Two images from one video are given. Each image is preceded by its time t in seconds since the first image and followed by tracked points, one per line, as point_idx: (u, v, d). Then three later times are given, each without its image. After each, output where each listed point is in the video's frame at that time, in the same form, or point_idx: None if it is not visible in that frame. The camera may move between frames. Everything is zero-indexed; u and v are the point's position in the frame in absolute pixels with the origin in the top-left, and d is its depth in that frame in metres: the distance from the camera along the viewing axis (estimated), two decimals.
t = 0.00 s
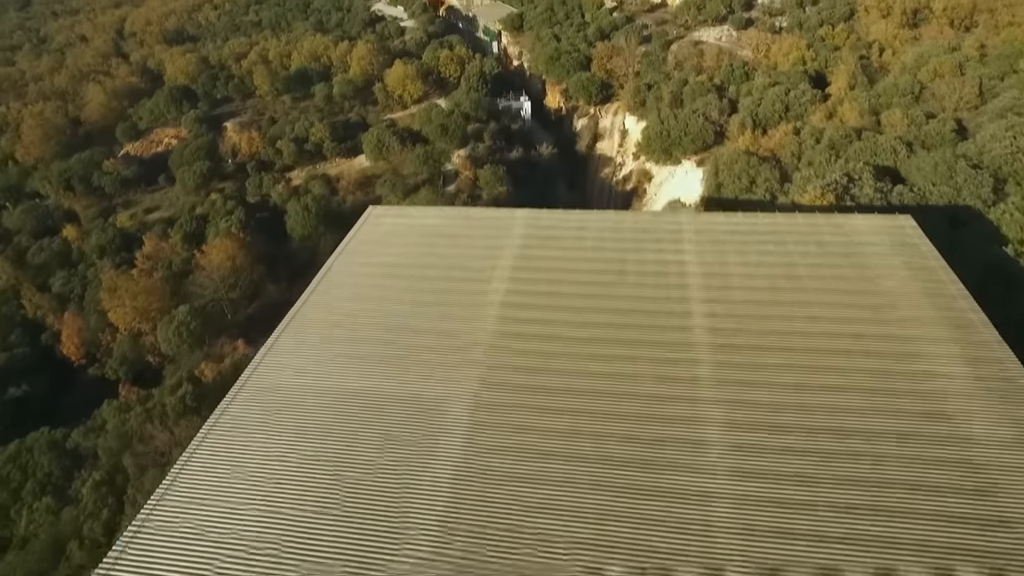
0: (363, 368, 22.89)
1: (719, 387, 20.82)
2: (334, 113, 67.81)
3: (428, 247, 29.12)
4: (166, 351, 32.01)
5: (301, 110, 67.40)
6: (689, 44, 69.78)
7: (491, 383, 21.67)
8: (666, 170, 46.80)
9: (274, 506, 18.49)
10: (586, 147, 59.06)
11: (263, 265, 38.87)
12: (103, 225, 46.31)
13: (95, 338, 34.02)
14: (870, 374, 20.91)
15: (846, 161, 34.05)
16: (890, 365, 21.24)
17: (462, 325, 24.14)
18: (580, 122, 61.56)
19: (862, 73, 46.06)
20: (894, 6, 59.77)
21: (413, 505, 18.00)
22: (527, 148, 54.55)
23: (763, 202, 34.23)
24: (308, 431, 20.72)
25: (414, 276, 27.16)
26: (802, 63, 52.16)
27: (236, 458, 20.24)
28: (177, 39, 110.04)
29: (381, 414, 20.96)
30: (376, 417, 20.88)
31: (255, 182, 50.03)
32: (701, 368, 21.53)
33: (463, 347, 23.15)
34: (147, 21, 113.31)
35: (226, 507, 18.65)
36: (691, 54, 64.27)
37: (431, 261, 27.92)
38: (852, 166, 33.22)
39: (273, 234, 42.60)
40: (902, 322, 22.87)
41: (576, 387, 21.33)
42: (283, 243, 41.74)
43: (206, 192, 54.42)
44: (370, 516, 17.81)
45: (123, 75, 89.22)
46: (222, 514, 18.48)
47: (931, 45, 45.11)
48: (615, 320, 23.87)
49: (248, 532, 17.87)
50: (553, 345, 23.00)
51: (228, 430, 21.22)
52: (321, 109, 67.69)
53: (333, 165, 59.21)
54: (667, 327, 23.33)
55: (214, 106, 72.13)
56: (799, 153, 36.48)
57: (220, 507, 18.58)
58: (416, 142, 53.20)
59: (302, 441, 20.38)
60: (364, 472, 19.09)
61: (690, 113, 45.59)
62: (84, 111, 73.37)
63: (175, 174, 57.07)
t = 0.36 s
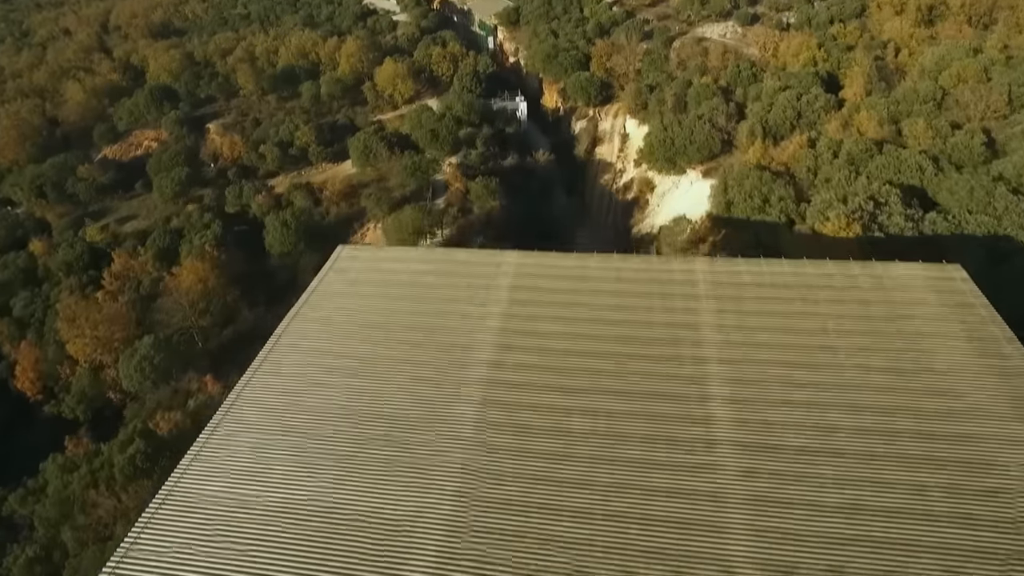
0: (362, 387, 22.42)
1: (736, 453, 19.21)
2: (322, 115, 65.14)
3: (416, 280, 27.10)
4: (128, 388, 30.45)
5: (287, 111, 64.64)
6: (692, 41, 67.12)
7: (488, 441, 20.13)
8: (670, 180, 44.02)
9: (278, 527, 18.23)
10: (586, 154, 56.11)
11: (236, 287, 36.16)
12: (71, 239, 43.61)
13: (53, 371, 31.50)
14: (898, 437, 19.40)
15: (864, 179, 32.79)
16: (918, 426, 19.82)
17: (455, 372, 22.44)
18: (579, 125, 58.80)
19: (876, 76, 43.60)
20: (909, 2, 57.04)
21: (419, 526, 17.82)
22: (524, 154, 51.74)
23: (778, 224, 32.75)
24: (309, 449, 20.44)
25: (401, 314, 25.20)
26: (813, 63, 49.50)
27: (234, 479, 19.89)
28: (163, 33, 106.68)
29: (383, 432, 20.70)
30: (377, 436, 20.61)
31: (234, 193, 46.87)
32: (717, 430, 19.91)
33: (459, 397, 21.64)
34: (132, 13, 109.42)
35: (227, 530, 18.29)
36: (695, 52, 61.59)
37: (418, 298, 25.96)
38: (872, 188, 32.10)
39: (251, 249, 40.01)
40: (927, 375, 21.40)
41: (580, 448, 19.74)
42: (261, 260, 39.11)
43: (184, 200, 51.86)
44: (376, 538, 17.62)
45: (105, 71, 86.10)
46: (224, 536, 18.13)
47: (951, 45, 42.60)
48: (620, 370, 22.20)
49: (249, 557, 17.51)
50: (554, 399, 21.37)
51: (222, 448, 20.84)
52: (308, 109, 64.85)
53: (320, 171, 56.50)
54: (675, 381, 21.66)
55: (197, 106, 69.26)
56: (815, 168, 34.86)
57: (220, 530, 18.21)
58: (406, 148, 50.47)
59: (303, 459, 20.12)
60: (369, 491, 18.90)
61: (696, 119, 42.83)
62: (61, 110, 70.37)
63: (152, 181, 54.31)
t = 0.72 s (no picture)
0: (358, 415, 22.30)
1: (764, 553, 17.58)
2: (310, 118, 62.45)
3: (411, 327, 25.60)
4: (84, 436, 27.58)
5: (273, 114, 61.90)
6: (695, 40, 64.46)
7: (488, 509, 19.15)
8: (675, 193, 41.30)
9: (290, 537, 19.03)
10: (584, 161, 53.27)
11: (208, 315, 33.62)
12: (35, 255, 40.71)
13: (4, 411, 28.82)
14: (940, 531, 17.78)
15: (886, 202, 31.73)
16: (944, 498, 18.69)
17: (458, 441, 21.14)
18: (578, 130, 56.02)
19: (893, 83, 41.13)
20: None
21: (425, 535, 18.68)
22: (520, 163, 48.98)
23: (794, 253, 31.47)
24: (311, 480, 20.52)
25: (395, 365, 23.84)
26: (825, 65, 46.87)
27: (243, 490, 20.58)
28: (149, 29, 103.42)
29: (386, 442, 21.36)
30: (381, 446, 21.29)
31: (213, 204, 44.52)
32: (743, 522, 18.35)
33: (459, 460, 20.61)
34: (117, 7, 105.79)
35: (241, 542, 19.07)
36: (699, 53, 58.97)
37: (413, 347, 24.49)
38: (900, 215, 31.09)
39: (228, 269, 37.37)
40: (955, 441, 20.15)
41: (588, 522, 18.64)
42: (236, 283, 36.42)
43: (162, 211, 49.29)
44: (384, 548, 18.46)
45: (85, 71, 83.01)
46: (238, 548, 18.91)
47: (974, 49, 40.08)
48: (630, 437, 20.95)
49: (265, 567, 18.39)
50: (559, 466, 20.21)
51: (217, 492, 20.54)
52: (294, 112, 62.04)
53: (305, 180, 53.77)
54: (686, 446, 20.61)
55: (179, 108, 66.42)
56: (835, 188, 33.40)
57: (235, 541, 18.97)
58: (394, 156, 47.80)
59: (309, 470, 20.82)
60: (376, 500, 19.72)
61: (701, 130, 40.16)
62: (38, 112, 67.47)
63: (128, 190, 51.55)
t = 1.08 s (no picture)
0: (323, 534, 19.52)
1: None
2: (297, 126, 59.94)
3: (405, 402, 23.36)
4: (31, 495, 25.26)
5: (257, 121, 59.29)
6: (699, 44, 61.86)
7: None
8: (682, 214, 38.66)
9: (305, 545, 19.39)
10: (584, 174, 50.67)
11: (177, 352, 31.25)
12: None
13: None
14: None
15: (915, 234, 30.10)
16: None
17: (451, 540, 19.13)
18: (578, 140, 53.32)
19: (913, 95, 38.69)
20: (941, 3, 51.83)
21: None
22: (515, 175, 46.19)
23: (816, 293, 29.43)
24: None
25: (383, 450, 21.55)
26: (838, 73, 44.28)
27: (249, 504, 20.72)
28: (135, 27, 100.27)
29: (386, 447, 21.63)
30: (382, 451, 21.58)
31: (189, 221, 41.65)
32: None
33: (471, 514, 19.72)
34: (103, 5, 102.43)
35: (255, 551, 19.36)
36: (704, 58, 56.40)
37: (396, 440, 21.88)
38: (937, 254, 29.51)
39: (203, 297, 34.89)
40: (1002, 542, 18.17)
41: None
42: (209, 312, 33.84)
43: (138, 228, 46.77)
44: None
45: (67, 73, 80.04)
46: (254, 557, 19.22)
47: (1000, 58, 37.61)
48: (641, 534, 18.98)
49: (283, 574, 18.70)
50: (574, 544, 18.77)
51: None
52: (280, 119, 59.39)
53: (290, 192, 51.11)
54: (710, 524, 19.13)
55: (160, 113, 63.63)
56: (857, 217, 31.84)
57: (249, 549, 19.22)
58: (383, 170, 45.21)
59: (314, 477, 21.09)
60: (386, 503, 20.14)
61: (710, 146, 37.51)
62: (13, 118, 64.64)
63: (102, 205, 48.90)
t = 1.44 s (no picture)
0: None
1: None
2: (283, 136, 57.37)
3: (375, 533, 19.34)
4: None
5: (242, 131, 56.71)
6: (703, 50, 59.91)
7: None
8: (688, 238, 36.12)
9: None
10: (583, 190, 48.03)
11: (141, 398, 28.78)
12: None
13: None
14: None
15: (952, 277, 28.04)
16: None
17: None
18: (577, 152, 50.69)
19: (935, 110, 36.32)
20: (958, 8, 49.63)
21: None
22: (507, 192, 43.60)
23: (843, 346, 27.84)
24: None
25: None
26: (852, 84, 41.82)
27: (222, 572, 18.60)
28: (121, 28, 97.25)
29: None
30: None
31: (163, 243, 39.29)
32: None
33: None
34: (87, 5, 99.24)
35: (257, 568, 18.20)
36: (709, 65, 54.09)
37: None
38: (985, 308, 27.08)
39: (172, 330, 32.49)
40: None
41: None
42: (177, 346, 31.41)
43: (110, 248, 44.16)
44: None
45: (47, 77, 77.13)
46: (256, 573, 18.07)
47: None
48: None
49: None
50: None
51: None
52: (265, 128, 56.82)
53: (273, 209, 48.43)
54: None
55: (141, 122, 60.92)
56: (885, 254, 29.82)
57: (252, 560, 18.10)
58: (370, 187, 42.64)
59: None
60: None
61: (718, 166, 34.99)
62: None
63: (74, 222, 46.26)
